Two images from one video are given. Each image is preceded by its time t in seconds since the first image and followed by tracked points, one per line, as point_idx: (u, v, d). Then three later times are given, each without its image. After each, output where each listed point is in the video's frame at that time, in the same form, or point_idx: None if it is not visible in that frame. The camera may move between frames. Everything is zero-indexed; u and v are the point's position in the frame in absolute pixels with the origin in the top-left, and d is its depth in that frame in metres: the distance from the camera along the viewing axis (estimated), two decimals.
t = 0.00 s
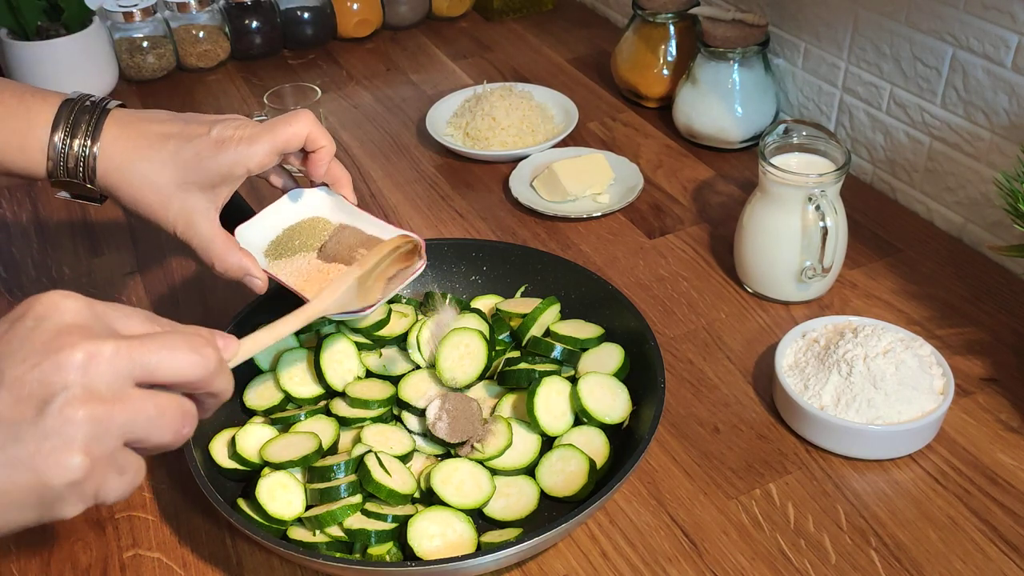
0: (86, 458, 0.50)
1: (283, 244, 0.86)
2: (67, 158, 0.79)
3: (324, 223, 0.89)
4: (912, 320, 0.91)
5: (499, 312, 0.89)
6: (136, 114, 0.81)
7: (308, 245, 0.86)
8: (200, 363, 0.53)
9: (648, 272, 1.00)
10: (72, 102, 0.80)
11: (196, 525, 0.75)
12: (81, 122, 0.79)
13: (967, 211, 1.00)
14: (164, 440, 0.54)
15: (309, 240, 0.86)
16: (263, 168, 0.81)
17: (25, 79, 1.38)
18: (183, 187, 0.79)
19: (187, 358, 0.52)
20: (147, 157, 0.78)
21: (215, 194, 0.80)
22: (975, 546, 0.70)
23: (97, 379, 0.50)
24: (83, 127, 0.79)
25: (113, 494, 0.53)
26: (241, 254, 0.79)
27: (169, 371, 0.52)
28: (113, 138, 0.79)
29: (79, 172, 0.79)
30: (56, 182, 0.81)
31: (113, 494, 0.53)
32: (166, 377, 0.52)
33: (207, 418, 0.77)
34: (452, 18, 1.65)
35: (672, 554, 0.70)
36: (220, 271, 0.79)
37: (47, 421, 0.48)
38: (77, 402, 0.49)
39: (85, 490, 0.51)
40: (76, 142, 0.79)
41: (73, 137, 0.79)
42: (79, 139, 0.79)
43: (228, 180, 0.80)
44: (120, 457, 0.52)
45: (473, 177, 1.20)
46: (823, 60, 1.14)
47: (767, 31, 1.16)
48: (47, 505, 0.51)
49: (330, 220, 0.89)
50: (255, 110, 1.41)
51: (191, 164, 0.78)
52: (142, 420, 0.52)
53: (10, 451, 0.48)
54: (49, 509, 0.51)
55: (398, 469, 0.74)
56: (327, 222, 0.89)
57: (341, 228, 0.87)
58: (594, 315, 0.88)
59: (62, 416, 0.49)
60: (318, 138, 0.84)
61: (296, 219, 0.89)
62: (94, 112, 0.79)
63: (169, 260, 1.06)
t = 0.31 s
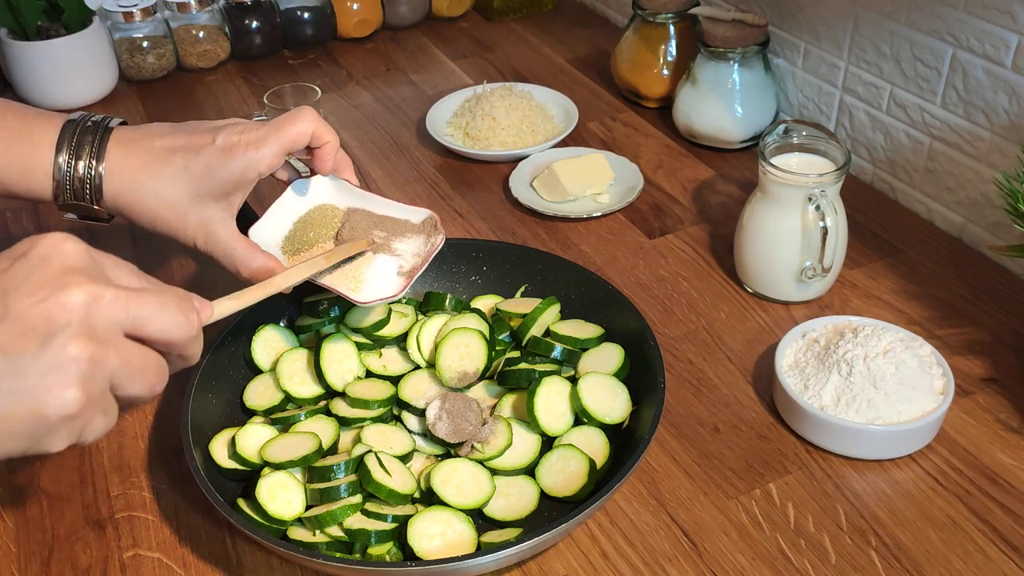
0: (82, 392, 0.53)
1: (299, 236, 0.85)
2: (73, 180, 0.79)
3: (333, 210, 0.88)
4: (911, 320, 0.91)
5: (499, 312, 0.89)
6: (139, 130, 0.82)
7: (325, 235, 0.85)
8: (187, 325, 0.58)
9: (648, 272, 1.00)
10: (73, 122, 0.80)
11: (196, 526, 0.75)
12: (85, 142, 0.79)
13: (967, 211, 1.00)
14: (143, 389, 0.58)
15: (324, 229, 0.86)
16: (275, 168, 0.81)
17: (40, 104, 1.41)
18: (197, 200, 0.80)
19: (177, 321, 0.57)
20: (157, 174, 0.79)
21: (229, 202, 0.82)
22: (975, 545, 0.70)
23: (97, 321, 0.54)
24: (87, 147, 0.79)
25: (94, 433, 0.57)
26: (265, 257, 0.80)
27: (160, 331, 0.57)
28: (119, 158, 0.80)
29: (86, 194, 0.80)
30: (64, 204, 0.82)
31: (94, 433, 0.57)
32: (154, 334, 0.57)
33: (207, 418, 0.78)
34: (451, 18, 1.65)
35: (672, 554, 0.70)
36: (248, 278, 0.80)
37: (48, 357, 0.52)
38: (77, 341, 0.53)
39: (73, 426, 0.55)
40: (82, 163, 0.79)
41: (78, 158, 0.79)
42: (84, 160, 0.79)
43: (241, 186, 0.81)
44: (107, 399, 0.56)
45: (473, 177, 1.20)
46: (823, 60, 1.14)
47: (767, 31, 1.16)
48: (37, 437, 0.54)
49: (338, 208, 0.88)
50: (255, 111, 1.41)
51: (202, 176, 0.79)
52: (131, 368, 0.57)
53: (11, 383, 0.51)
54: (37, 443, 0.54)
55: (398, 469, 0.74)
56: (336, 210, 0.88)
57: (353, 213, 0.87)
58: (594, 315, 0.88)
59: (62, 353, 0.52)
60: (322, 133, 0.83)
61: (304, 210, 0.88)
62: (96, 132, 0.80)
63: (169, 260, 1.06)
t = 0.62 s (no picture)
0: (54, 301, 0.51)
1: (303, 246, 0.87)
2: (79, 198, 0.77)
3: (337, 218, 0.90)
4: (911, 320, 0.91)
5: (500, 312, 0.90)
6: (143, 146, 0.81)
7: (329, 245, 0.87)
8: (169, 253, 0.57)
9: (648, 272, 1.00)
10: (79, 139, 0.78)
11: (196, 526, 0.75)
12: (92, 161, 0.77)
13: (967, 211, 1.00)
14: (131, 317, 0.56)
15: (328, 239, 0.87)
16: (280, 183, 0.82)
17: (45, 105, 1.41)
18: (203, 218, 0.81)
19: (156, 247, 0.56)
20: (163, 194, 0.79)
21: (236, 218, 0.82)
22: (975, 545, 0.70)
23: (74, 237, 0.53)
24: (94, 166, 0.77)
25: (82, 360, 0.54)
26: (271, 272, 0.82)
27: (143, 256, 0.55)
28: (126, 178, 0.78)
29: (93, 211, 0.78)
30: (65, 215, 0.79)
31: (82, 359, 0.54)
32: (137, 261, 0.55)
33: (207, 418, 0.77)
34: (452, 18, 1.65)
35: (672, 554, 0.70)
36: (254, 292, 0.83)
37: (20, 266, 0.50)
38: (51, 253, 0.52)
39: (54, 342, 0.52)
40: (89, 182, 0.76)
41: (86, 177, 0.76)
42: (91, 179, 0.76)
43: (246, 203, 0.82)
44: (92, 321, 0.54)
45: (473, 177, 1.20)
46: (823, 60, 1.14)
47: (767, 31, 1.16)
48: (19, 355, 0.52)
49: (343, 217, 0.90)
50: (255, 110, 1.41)
51: (209, 195, 0.79)
52: (114, 289, 0.54)
53: None
54: (18, 362, 0.52)
55: (398, 469, 0.74)
56: (340, 220, 0.90)
57: (357, 222, 0.89)
58: (594, 315, 0.88)
59: (35, 263, 0.51)
60: (327, 149, 0.84)
61: (307, 220, 0.90)
62: (104, 150, 0.78)
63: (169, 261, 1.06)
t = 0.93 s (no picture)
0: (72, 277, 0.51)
1: (309, 247, 0.88)
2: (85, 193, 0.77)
3: (344, 219, 0.91)
4: (911, 320, 0.91)
5: (499, 312, 0.90)
6: (150, 143, 0.81)
7: (334, 246, 0.88)
8: (188, 237, 0.58)
9: (648, 272, 1.00)
10: (86, 135, 0.78)
11: (196, 526, 0.75)
12: (98, 156, 0.77)
13: (966, 211, 1.00)
14: (153, 296, 0.56)
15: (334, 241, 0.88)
16: (285, 183, 0.82)
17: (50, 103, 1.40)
18: (208, 215, 0.81)
19: (176, 231, 0.57)
20: (168, 190, 0.79)
21: (240, 217, 0.82)
22: (975, 545, 0.70)
23: (93, 221, 0.54)
24: (100, 162, 0.77)
25: (105, 341, 0.54)
26: (274, 271, 0.82)
27: (163, 239, 0.56)
28: (132, 174, 0.79)
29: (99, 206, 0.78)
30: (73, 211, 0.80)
31: (105, 339, 0.54)
32: (156, 245, 0.56)
33: (207, 418, 0.77)
34: (452, 18, 1.65)
35: (672, 554, 0.70)
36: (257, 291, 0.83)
37: (39, 245, 0.51)
38: (69, 234, 0.52)
39: (75, 319, 0.52)
40: (94, 177, 0.77)
41: (91, 171, 0.77)
42: (96, 174, 0.77)
43: (251, 202, 0.82)
44: (113, 299, 0.54)
45: (473, 177, 1.20)
46: (823, 60, 1.14)
47: (767, 31, 1.16)
48: (39, 332, 0.52)
49: (350, 218, 0.91)
50: (255, 111, 1.41)
51: (213, 192, 0.79)
52: (136, 268, 0.54)
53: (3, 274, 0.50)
54: (40, 341, 0.52)
55: (398, 469, 0.74)
56: (347, 220, 0.91)
57: (364, 223, 0.89)
58: (594, 315, 0.88)
59: (56, 242, 0.51)
60: (333, 149, 0.84)
61: (314, 220, 0.91)
62: (109, 145, 0.78)
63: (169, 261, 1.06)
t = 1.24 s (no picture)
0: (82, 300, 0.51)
1: (311, 245, 0.90)
2: (85, 187, 0.76)
3: (347, 218, 0.92)
4: (911, 320, 0.91)
5: (499, 312, 0.90)
6: (152, 137, 0.80)
7: (336, 246, 0.90)
8: (203, 254, 0.57)
9: (648, 272, 1.00)
10: (88, 128, 0.77)
11: (196, 526, 0.75)
12: (100, 150, 0.76)
13: (966, 211, 1.00)
14: (168, 315, 0.55)
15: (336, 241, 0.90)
16: (287, 181, 0.83)
17: (51, 103, 1.40)
18: (209, 212, 0.80)
19: (191, 248, 0.57)
20: (172, 185, 0.78)
21: (242, 215, 0.82)
22: (975, 545, 0.70)
23: (104, 241, 0.54)
24: (103, 156, 0.76)
25: (118, 360, 0.54)
26: (277, 270, 0.82)
27: (177, 257, 0.56)
28: (135, 168, 0.78)
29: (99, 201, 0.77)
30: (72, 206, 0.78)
31: (117, 360, 0.54)
32: (171, 262, 0.56)
33: (207, 418, 0.77)
34: (452, 18, 1.65)
35: (672, 554, 0.70)
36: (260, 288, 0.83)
37: (51, 267, 0.51)
38: (82, 256, 0.52)
39: (86, 340, 0.52)
40: (96, 171, 0.76)
41: (93, 165, 0.76)
42: (99, 168, 0.76)
43: (254, 199, 0.82)
44: (126, 319, 0.53)
45: (473, 177, 1.20)
46: (823, 60, 1.14)
47: (767, 31, 1.16)
48: (53, 353, 0.52)
49: (353, 217, 0.93)
50: (255, 111, 1.41)
51: (217, 188, 0.79)
52: (148, 286, 0.54)
53: (16, 295, 0.51)
54: (53, 362, 0.52)
55: (397, 469, 0.74)
56: (349, 219, 0.92)
57: (366, 223, 0.91)
58: (594, 315, 0.88)
59: (67, 264, 0.52)
60: (337, 148, 0.86)
61: (316, 219, 0.93)
62: (112, 139, 0.77)
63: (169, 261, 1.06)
